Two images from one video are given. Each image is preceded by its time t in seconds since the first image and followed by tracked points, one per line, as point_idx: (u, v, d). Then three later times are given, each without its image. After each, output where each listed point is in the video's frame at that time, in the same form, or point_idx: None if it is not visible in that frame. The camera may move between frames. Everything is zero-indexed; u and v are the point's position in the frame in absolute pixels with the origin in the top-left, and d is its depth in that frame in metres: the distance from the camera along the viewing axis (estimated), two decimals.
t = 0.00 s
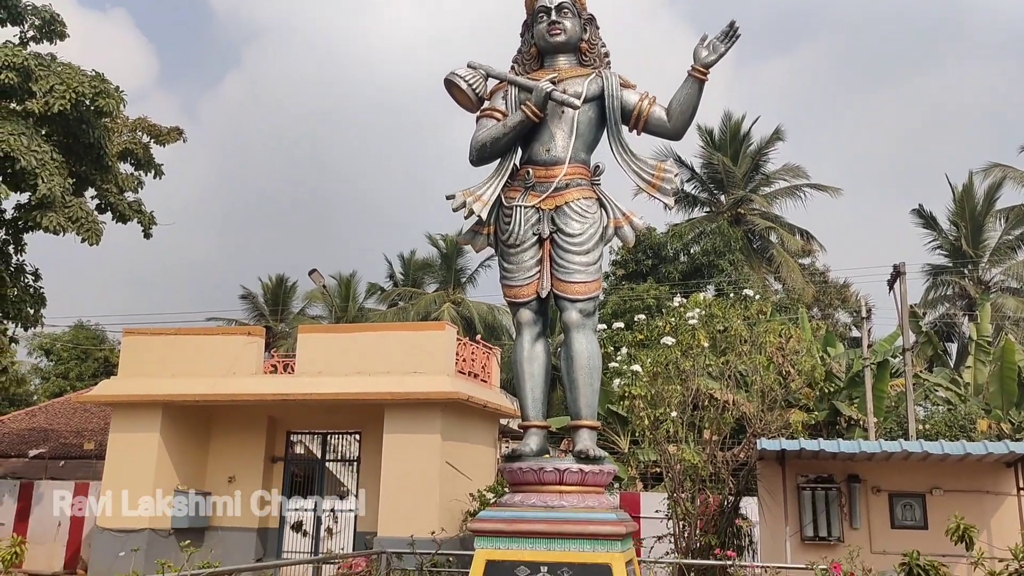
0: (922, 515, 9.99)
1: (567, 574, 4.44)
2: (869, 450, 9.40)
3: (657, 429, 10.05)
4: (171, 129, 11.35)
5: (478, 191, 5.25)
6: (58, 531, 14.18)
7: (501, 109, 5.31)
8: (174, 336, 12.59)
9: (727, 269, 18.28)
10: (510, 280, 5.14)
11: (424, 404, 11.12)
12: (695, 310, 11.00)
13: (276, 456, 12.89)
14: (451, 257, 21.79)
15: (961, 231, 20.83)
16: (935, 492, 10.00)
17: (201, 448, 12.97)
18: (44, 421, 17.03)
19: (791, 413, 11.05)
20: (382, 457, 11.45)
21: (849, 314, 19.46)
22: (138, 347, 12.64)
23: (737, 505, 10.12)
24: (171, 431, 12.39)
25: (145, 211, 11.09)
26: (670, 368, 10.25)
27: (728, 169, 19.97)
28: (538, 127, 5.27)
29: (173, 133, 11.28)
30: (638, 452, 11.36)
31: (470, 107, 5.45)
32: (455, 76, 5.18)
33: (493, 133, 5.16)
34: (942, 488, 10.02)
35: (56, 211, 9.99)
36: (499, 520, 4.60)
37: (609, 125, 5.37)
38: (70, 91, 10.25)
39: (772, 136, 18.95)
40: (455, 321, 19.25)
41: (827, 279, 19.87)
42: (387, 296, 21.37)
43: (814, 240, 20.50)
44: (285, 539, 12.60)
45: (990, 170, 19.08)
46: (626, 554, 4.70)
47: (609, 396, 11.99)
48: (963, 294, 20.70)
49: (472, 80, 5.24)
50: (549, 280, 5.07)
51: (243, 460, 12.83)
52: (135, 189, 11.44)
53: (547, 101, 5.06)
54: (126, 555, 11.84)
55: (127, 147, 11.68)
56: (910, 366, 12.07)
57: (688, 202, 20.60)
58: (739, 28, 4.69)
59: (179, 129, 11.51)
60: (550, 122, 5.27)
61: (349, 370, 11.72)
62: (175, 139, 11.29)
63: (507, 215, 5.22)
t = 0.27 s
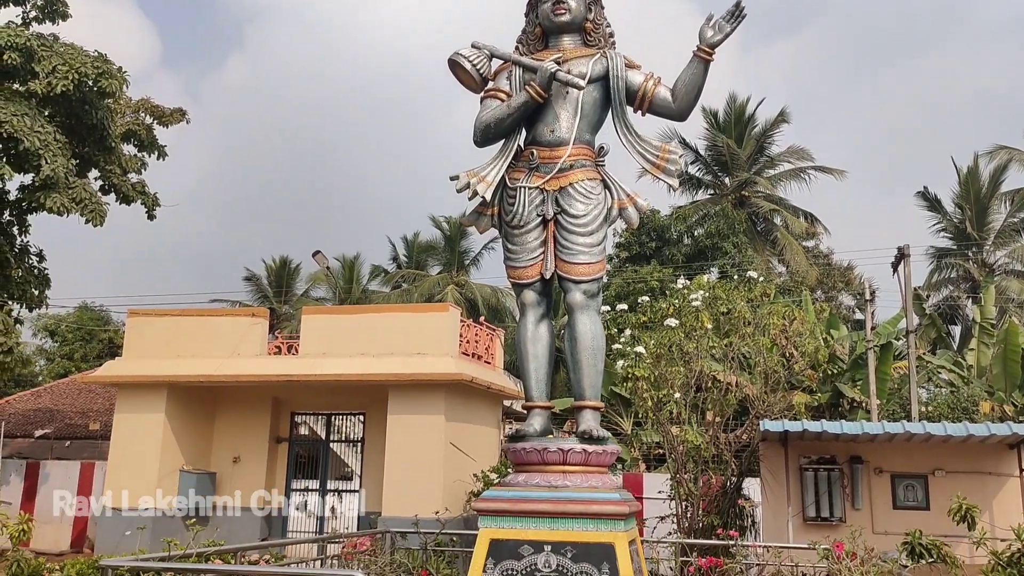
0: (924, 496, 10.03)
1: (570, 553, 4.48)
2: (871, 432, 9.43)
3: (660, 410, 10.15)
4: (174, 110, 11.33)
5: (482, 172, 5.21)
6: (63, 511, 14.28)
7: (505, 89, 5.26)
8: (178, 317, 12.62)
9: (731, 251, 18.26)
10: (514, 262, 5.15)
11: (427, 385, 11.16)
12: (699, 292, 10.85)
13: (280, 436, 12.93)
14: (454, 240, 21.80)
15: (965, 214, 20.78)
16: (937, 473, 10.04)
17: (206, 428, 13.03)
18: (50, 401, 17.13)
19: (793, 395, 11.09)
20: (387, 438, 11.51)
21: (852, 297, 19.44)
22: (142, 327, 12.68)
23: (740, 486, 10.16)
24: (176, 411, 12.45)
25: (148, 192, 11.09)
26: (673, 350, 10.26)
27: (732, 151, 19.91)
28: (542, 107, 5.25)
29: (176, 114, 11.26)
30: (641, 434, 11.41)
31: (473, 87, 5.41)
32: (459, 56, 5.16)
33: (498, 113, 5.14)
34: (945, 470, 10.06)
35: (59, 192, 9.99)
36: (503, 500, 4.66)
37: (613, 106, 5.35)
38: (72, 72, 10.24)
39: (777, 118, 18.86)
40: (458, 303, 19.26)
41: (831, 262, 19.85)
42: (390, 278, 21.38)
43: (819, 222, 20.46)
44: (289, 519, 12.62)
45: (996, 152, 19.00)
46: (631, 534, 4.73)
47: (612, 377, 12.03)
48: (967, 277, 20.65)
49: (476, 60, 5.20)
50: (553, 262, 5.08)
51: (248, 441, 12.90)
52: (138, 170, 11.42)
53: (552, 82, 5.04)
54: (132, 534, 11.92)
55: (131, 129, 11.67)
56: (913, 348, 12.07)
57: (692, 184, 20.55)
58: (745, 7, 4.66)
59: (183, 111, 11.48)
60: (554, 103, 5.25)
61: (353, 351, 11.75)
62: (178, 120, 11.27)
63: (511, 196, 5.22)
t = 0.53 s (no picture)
0: (922, 476, 10.08)
1: (570, 532, 4.51)
2: (870, 413, 9.47)
3: (659, 392, 10.20)
4: (172, 91, 11.28)
5: (482, 153, 5.20)
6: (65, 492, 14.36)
7: (504, 70, 5.24)
8: (178, 299, 12.63)
9: (730, 233, 18.25)
10: (513, 243, 5.16)
11: (427, 367, 11.19)
12: (698, 274, 10.91)
13: (281, 418, 12.97)
14: (454, 222, 21.79)
15: (966, 196, 20.75)
16: (935, 453, 10.08)
17: (206, 409, 13.07)
18: (50, 382, 17.20)
19: (792, 377, 11.14)
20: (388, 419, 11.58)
21: (852, 279, 19.46)
22: (142, 309, 12.69)
23: (738, 466, 10.25)
24: (177, 392, 12.49)
25: (147, 174, 11.06)
26: (672, 333, 10.28)
27: (732, 133, 19.87)
28: (542, 88, 5.23)
29: (174, 96, 11.21)
30: (641, 416, 11.46)
31: (473, 68, 5.39)
32: (458, 37, 5.13)
33: (497, 94, 5.12)
34: (943, 450, 10.10)
35: (58, 173, 9.98)
36: (502, 480, 4.69)
37: (614, 87, 5.33)
38: (70, 53, 10.19)
39: (778, 99, 18.78)
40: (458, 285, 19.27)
41: (831, 244, 19.86)
42: (390, 260, 21.38)
43: (819, 204, 20.44)
44: (291, 501, 12.68)
45: (997, 133, 18.95)
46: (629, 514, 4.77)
47: (611, 359, 12.06)
48: (967, 259, 20.62)
49: (475, 40, 5.18)
50: (552, 243, 5.09)
51: (248, 422, 12.95)
52: (137, 152, 11.39)
53: (552, 62, 5.02)
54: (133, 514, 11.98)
55: (129, 110, 11.62)
56: (912, 330, 12.10)
57: (692, 166, 20.50)
58: None
59: (181, 92, 11.43)
60: (554, 84, 5.22)
61: (353, 333, 11.77)
62: (176, 102, 11.22)
63: (510, 177, 5.21)
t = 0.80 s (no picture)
0: (916, 456, 10.15)
1: (566, 510, 4.56)
2: (865, 393, 9.51)
3: (655, 372, 10.25)
4: (167, 70, 11.20)
5: (479, 133, 5.19)
6: (63, 472, 14.41)
7: (501, 50, 5.21)
8: (174, 279, 12.61)
9: (727, 215, 18.26)
10: (510, 224, 5.16)
11: (424, 348, 11.21)
12: (695, 254, 10.90)
13: (278, 398, 13.00)
14: (451, 203, 21.74)
15: (963, 177, 20.71)
16: (929, 435, 10.12)
17: (203, 388, 13.09)
18: (47, 363, 17.19)
19: (788, 357, 11.18)
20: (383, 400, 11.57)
21: (848, 261, 19.49)
22: (139, 290, 12.67)
23: (733, 446, 10.41)
24: (174, 372, 12.50)
25: (142, 154, 11.01)
26: (669, 313, 10.32)
27: (730, 114, 19.81)
28: (539, 68, 5.20)
29: (168, 75, 11.13)
30: (637, 396, 11.49)
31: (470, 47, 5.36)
32: (455, 16, 5.11)
33: (494, 73, 5.09)
34: (937, 431, 10.15)
35: (53, 153, 9.92)
36: (499, 459, 4.73)
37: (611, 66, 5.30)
38: (63, 31, 10.11)
39: (776, 80, 18.70)
40: (455, 267, 19.25)
41: (828, 225, 19.87)
42: (386, 241, 21.35)
43: (816, 185, 20.42)
44: (288, 479, 12.83)
45: (995, 114, 18.92)
46: (625, 493, 4.83)
47: (608, 340, 12.09)
48: (964, 241, 20.64)
49: (472, 19, 5.16)
50: (549, 224, 5.10)
51: (245, 403, 12.97)
52: (132, 132, 11.33)
53: (548, 42, 5.00)
54: (131, 493, 12.01)
55: (123, 89, 11.54)
56: (908, 312, 12.12)
57: (689, 147, 20.45)
58: None
59: (175, 71, 11.35)
60: (551, 63, 5.20)
61: (349, 314, 11.77)
62: (171, 81, 11.15)
63: (507, 157, 5.20)
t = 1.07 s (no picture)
0: (910, 434, 10.21)
1: (562, 487, 4.65)
2: (860, 371, 9.56)
3: (652, 350, 10.26)
4: (162, 47, 11.11)
5: (476, 111, 5.18)
6: (61, 450, 14.45)
7: (498, 26, 5.18)
8: (171, 258, 12.59)
9: (725, 194, 18.23)
10: (508, 202, 5.17)
11: (421, 327, 11.23)
12: (693, 233, 10.87)
13: (276, 376, 13.04)
14: (448, 182, 21.69)
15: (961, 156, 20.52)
16: (923, 412, 10.19)
17: (201, 367, 13.10)
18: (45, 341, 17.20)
19: (784, 336, 11.23)
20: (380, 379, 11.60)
21: (845, 240, 19.52)
22: (135, 268, 12.65)
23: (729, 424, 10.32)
24: (171, 351, 12.52)
25: (138, 132, 10.95)
26: (666, 292, 10.34)
27: (728, 92, 19.71)
28: (537, 44, 5.17)
29: (163, 52, 11.05)
30: (634, 374, 11.52)
31: (468, 24, 5.33)
32: None
33: (491, 50, 5.06)
34: (932, 408, 10.21)
35: (47, 130, 9.86)
36: (496, 436, 4.83)
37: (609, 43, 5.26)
38: (57, 7, 10.01)
39: (775, 58, 18.60)
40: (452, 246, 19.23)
41: (825, 204, 19.87)
42: (383, 220, 21.31)
43: (814, 164, 20.38)
44: (286, 457, 12.86)
45: (994, 93, 18.85)
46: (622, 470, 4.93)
47: (605, 319, 12.12)
48: (961, 220, 20.69)
49: None
50: (546, 202, 5.10)
51: (243, 381, 13.00)
52: (127, 109, 11.25)
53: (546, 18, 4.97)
54: (130, 471, 12.07)
55: (118, 66, 11.45)
56: (904, 290, 12.14)
57: (687, 126, 20.37)
58: None
59: (170, 48, 11.26)
60: (549, 40, 5.16)
61: (347, 293, 11.76)
62: (166, 58, 11.07)
63: (504, 134, 5.19)
